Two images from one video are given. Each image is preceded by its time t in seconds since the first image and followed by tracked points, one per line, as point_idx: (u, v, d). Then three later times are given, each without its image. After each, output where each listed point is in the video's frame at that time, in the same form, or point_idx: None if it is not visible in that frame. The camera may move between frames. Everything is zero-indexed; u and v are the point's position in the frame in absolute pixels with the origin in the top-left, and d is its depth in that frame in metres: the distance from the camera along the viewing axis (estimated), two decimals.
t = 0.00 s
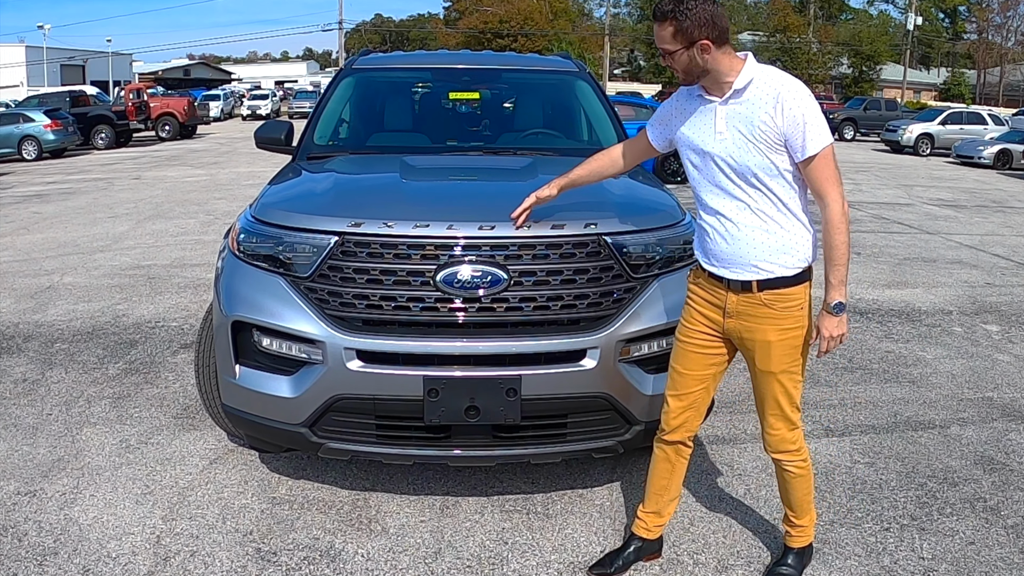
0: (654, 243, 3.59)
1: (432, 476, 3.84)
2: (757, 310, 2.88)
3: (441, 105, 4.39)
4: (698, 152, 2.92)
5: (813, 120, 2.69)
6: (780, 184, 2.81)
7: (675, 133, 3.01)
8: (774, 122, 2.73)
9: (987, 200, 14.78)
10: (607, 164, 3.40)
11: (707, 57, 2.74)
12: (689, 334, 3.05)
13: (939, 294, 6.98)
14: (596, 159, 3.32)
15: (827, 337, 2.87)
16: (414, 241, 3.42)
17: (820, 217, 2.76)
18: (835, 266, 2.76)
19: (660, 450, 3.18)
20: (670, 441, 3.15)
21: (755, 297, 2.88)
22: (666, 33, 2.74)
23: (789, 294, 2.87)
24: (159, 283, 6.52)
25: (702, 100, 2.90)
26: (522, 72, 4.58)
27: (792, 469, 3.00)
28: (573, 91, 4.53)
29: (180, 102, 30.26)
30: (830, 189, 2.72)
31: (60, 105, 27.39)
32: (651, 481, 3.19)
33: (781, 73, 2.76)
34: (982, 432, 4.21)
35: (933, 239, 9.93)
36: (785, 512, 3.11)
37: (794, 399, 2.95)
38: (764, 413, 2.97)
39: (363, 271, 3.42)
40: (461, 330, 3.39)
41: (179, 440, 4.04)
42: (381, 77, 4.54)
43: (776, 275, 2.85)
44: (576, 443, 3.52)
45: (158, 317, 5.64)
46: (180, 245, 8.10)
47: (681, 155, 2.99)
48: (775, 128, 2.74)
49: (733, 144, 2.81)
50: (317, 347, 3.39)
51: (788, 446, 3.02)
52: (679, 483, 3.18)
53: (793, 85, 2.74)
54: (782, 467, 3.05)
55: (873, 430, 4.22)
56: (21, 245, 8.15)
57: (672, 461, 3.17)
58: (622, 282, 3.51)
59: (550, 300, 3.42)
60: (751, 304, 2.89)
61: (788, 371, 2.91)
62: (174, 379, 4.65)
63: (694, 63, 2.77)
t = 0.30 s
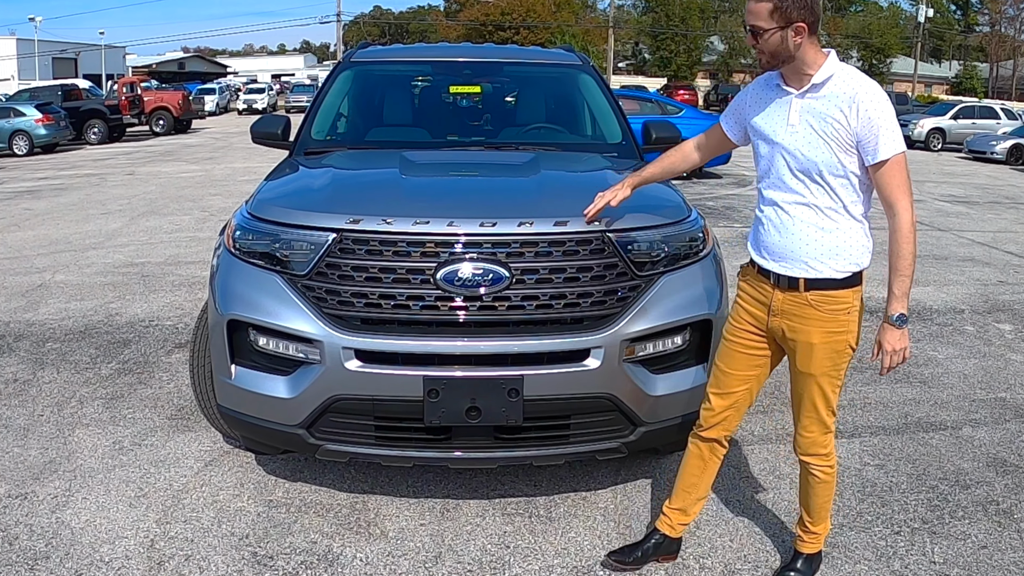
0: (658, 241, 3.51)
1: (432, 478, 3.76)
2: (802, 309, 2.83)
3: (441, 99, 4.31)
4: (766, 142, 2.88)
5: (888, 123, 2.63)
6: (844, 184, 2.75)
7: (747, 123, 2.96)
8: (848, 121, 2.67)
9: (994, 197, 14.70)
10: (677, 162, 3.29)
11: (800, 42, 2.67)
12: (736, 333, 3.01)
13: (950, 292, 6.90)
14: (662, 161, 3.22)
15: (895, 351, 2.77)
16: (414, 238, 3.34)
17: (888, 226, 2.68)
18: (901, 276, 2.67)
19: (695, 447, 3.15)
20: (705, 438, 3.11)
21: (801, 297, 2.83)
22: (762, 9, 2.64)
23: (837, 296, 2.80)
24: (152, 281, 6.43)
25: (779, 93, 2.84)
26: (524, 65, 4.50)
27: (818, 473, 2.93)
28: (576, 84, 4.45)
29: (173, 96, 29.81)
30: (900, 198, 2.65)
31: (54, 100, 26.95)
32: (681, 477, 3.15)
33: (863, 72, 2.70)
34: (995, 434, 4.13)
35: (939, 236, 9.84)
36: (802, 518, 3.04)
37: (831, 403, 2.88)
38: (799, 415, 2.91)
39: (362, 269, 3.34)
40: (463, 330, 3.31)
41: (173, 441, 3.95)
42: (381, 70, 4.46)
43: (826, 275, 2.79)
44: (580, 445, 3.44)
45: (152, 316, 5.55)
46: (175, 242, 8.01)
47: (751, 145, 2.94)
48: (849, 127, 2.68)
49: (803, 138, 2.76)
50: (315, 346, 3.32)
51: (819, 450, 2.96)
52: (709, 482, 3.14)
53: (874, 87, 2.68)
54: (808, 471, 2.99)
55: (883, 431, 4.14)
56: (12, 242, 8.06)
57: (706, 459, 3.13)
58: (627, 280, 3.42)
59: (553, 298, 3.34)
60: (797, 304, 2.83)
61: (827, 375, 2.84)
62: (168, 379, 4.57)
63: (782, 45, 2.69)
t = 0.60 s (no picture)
0: (664, 237, 3.41)
1: (431, 480, 3.67)
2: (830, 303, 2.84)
3: (441, 93, 4.23)
4: (799, 133, 2.93)
5: (924, 112, 2.68)
6: (876, 176, 2.79)
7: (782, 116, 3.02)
8: (885, 110, 2.73)
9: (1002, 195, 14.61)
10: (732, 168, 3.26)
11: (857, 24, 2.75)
12: (766, 329, 3.03)
13: (963, 291, 6.82)
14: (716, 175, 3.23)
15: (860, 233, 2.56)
16: (414, 235, 3.26)
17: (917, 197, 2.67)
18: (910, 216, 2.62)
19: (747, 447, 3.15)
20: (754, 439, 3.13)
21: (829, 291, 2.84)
22: None
23: (864, 291, 2.81)
24: (146, 280, 6.35)
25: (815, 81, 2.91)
26: (527, 58, 4.42)
27: (833, 473, 2.91)
28: (580, 78, 4.37)
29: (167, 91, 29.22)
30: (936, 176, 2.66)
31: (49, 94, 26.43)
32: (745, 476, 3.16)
33: (900, 66, 2.77)
34: (1008, 435, 4.05)
35: (946, 234, 9.74)
36: (813, 520, 2.99)
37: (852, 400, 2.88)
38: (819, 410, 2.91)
39: (360, 267, 3.26)
40: (464, 329, 3.24)
41: (167, 443, 3.87)
42: (379, 63, 4.38)
43: (854, 266, 2.80)
44: (583, 447, 3.36)
45: (145, 315, 5.47)
46: (170, 239, 7.93)
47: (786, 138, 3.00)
48: (885, 117, 2.73)
49: (840, 128, 2.81)
50: (313, 345, 3.24)
51: (835, 449, 2.93)
52: (772, 475, 3.15)
53: (910, 80, 2.75)
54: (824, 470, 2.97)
55: (894, 432, 4.06)
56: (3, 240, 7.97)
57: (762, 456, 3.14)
58: (631, 277, 3.34)
59: (556, 297, 3.26)
60: (825, 297, 2.85)
61: (850, 371, 2.84)
62: (162, 379, 4.49)
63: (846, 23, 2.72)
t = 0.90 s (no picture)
0: (670, 234, 3.33)
1: (431, 482, 3.59)
2: (841, 297, 2.82)
3: (442, 86, 4.15)
4: (809, 125, 2.91)
5: (935, 104, 2.69)
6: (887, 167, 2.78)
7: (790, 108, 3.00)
8: (897, 102, 2.72)
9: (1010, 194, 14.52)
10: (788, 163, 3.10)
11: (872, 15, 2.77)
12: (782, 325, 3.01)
13: (976, 289, 6.73)
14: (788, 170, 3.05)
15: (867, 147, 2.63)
16: (413, 232, 3.18)
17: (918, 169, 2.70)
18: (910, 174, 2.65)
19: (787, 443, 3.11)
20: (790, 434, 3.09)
21: (839, 284, 2.82)
22: None
23: (875, 282, 2.80)
24: (139, 277, 6.27)
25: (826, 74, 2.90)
26: (529, 51, 4.34)
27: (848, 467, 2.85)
28: (583, 71, 4.29)
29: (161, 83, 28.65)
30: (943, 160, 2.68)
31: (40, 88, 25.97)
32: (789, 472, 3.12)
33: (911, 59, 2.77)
34: (1022, 437, 3.97)
35: (956, 230, 9.65)
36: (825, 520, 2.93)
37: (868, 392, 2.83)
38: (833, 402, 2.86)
39: (359, 264, 3.18)
40: (464, 328, 3.16)
41: (161, 444, 3.79)
42: (378, 56, 4.30)
43: (865, 257, 2.78)
44: (587, 449, 3.28)
45: (138, 313, 5.39)
46: (164, 236, 7.84)
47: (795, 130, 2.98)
48: (896, 108, 2.73)
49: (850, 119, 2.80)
50: (310, 345, 3.17)
51: (850, 443, 2.87)
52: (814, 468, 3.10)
53: (921, 72, 2.74)
54: (839, 465, 2.91)
55: (905, 434, 3.98)
56: None
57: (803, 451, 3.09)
58: (636, 275, 3.26)
59: (559, 295, 3.18)
60: (835, 291, 2.83)
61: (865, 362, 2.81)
62: (156, 379, 4.40)
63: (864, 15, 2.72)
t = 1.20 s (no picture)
0: (676, 230, 3.25)
1: (431, 485, 3.50)
2: (851, 284, 2.78)
3: (442, 79, 4.07)
4: (810, 117, 2.83)
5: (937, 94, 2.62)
6: (891, 157, 2.71)
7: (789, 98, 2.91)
8: (899, 93, 2.64)
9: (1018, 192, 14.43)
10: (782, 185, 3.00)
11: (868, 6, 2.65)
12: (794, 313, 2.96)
13: (989, 287, 6.65)
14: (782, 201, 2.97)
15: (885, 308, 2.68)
16: (413, 229, 3.10)
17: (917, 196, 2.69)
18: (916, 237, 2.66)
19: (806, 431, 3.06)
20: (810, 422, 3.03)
21: (850, 271, 2.78)
22: None
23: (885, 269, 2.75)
24: (132, 275, 6.19)
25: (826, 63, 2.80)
26: (532, 43, 4.26)
27: (855, 460, 2.79)
28: (587, 64, 4.21)
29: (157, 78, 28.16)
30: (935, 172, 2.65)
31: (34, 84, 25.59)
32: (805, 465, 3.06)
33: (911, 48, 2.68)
34: None
35: (969, 227, 9.57)
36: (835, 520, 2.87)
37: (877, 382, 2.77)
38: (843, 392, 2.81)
39: (357, 262, 3.10)
40: (465, 327, 3.09)
41: (154, 446, 3.70)
42: (378, 49, 4.22)
43: (874, 247, 2.74)
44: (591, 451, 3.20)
45: (131, 312, 5.31)
46: (158, 233, 7.75)
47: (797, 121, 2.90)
48: (898, 99, 2.65)
49: (853, 111, 2.72)
50: (307, 344, 3.09)
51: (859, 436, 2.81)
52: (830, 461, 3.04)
53: (921, 61, 2.66)
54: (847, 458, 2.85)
55: (917, 435, 3.90)
56: None
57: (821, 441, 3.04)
58: (641, 273, 3.18)
59: (562, 293, 3.11)
60: (845, 279, 2.79)
61: (874, 349, 2.76)
62: (149, 380, 4.32)
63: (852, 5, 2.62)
